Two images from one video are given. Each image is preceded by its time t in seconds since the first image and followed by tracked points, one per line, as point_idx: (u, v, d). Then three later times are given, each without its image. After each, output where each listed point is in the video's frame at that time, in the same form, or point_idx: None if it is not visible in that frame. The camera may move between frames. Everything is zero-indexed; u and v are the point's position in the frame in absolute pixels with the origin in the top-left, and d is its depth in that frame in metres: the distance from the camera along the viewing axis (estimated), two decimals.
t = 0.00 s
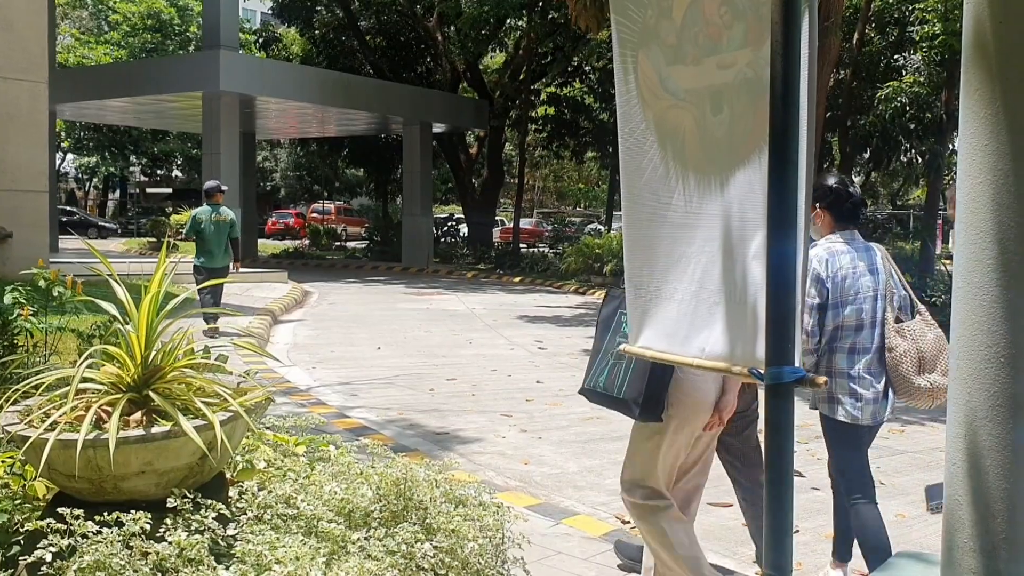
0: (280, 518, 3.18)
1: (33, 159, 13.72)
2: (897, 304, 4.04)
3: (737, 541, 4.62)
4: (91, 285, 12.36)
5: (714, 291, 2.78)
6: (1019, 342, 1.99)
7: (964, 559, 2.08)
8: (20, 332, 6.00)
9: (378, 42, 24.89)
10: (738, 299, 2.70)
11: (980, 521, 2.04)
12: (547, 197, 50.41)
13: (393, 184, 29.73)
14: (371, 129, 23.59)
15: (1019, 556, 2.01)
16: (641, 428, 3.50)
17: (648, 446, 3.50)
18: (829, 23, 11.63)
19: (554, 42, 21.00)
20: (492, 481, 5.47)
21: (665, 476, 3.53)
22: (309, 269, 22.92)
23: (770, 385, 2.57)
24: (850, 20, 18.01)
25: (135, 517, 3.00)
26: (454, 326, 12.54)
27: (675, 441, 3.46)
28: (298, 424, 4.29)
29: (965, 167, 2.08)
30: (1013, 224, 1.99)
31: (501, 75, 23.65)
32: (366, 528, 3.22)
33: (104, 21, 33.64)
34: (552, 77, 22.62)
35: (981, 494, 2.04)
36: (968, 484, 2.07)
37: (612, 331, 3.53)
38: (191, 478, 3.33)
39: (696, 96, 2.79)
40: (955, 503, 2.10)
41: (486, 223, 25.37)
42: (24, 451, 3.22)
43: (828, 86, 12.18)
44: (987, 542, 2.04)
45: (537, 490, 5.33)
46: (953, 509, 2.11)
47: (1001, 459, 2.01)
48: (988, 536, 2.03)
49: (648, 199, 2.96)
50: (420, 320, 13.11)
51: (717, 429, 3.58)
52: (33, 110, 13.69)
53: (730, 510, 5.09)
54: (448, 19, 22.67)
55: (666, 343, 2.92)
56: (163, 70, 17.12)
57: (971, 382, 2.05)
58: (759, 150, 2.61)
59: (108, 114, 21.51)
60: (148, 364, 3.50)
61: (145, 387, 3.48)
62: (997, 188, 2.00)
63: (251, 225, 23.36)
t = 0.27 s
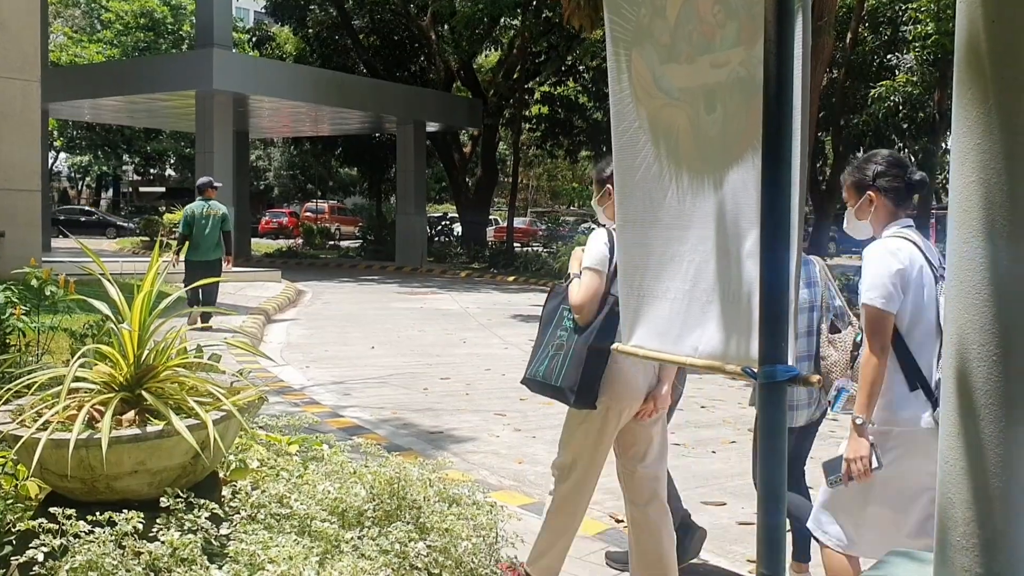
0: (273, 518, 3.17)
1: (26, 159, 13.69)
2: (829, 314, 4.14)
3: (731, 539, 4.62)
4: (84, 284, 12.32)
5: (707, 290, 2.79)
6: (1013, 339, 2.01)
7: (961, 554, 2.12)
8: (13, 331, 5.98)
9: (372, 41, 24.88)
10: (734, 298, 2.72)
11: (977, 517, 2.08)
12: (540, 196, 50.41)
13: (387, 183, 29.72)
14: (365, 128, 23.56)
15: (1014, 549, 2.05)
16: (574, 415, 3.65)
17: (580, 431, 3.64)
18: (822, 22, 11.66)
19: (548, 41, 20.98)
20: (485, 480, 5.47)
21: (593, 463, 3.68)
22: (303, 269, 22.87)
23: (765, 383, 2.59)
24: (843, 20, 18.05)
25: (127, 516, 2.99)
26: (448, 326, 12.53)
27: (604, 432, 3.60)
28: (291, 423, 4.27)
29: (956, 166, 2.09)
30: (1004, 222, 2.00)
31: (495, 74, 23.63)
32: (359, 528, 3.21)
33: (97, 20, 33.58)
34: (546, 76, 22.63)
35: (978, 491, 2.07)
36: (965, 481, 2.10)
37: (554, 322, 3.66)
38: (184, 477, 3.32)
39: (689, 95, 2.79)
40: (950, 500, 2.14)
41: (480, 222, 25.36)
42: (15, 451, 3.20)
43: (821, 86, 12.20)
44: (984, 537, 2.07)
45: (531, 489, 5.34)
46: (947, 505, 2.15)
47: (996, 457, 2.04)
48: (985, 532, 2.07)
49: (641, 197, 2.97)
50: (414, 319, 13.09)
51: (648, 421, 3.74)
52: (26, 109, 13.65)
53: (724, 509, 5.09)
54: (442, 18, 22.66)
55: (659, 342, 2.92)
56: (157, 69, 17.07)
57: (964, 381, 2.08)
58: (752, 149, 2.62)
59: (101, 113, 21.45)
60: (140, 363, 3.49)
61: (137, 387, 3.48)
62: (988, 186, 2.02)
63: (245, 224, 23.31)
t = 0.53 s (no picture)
0: (268, 517, 3.17)
1: (21, 157, 13.65)
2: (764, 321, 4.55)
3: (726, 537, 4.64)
4: (78, 283, 12.29)
5: (703, 289, 2.81)
6: (1006, 338, 2.07)
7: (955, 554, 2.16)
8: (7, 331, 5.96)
9: (368, 40, 24.84)
10: (730, 297, 2.72)
11: (973, 515, 2.12)
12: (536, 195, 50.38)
13: (383, 182, 29.68)
14: (361, 126, 23.52)
15: (1006, 548, 2.10)
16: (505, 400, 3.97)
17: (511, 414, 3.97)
18: (817, 22, 11.65)
19: (545, 40, 20.95)
20: (480, 480, 5.47)
21: (523, 448, 3.99)
22: (299, 268, 22.83)
23: (758, 381, 2.60)
24: (839, 19, 18.04)
25: (121, 516, 2.98)
26: (444, 325, 12.52)
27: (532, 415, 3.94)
28: (286, 422, 4.26)
29: (952, 167, 2.16)
30: (999, 223, 2.07)
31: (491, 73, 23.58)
32: (354, 527, 3.20)
33: (93, 18, 33.49)
34: (542, 75, 22.60)
35: (972, 490, 2.12)
36: (959, 481, 2.14)
37: (480, 314, 4.01)
38: (178, 476, 3.31)
39: (684, 94, 2.81)
40: (944, 499, 2.18)
41: (476, 221, 25.34)
42: (8, 450, 3.19)
43: (816, 85, 12.22)
44: (977, 537, 2.12)
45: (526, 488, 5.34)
46: (941, 505, 2.19)
47: (989, 455, 2.09)
48: (980, 530, 2.11)
49: (638, 197, 2.99)
50: (410, 318, 13.08)
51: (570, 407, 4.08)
52: (22, 107, 13.62)
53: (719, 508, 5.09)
54: (439, 17, 22.64)
55: (655, 341, 2.95)
56: (152, 68, 17.02)
57: (958, 380, 2.13)
58: (746, 148, 2.63)
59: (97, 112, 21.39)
60: (134, 362, 3.48)
61: (131, 386, 3.47)
62: (982, 186, 2.09)
63: (240, 223, 23.26)
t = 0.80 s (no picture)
0: (262, 516, 3.16)
1: (18, 156, 13.62)
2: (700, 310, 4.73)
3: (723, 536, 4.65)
4: (75, 282, 12.27)
5: (699, 290, 2.82)
6: (998, 340, 2.09)
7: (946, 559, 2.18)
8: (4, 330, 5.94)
9: (366, 38, 24.81)
10: (724, 298, 2.73)
11: (962, 519, 2.15)
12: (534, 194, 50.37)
13: (381, 181, 29.66)
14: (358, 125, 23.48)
15: (999, 551, 2.12)
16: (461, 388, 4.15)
17: (471, 405, 4.11)
18: (815, 22, 11.64)
19: (543, 39, 20.92)
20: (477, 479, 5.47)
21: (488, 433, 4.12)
22: (297, 267, 22.81)
23: (752, 382, 2.60)
24: (837, 18, 18.03)
25: (115, 515, 2.97)
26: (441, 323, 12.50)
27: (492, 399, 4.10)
28: (282, 422, 4.26)
29: (946, 167, 2.17)
30: (993, 223, 2.08)
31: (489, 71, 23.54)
32: (348, 526, 3.19)
33: (90, 17, 33.45)
34: (540, 73, 22.57)
35: (963, 494, 2.14)
36: (951, 486, 2.17)
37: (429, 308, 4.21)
38: (173, 475, 3.30)
39: (680, 93, 2.82)
40: (936, 503, 2.21)
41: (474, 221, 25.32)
42: (3, 449, 3.19)
43: (814, 83, 12.19)
44: (966, 542, 2.15)
45: (523, 488, 5.35)
46: (932, 509, 2.22)
47: (979, 458, 2.11)
48: (971, 535, 2.13)
49: (634, 196, 3.01)
50: (407, 317, 13.06)
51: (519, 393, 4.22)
52: (18, 105, 13.59)
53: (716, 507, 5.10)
54: (436, 16, 22.58)
55: (652, 341, 2.97)
56: (149, 66, 16.99)
57: (952, 383, 2.15)
58: (740, 147, 2.63)
59: (94, 110, 21.36)
60: (129, 361, 3.47)
61: (127, 385, 3.46)
62: (976, 184, 2.10)
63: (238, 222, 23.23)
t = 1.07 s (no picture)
0: (256, 517, 3.14)
1: (12, 153, 13.58)
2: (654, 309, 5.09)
3: (718, 536, 4.64)
4: (70, 280, 12.23)
5: (695, 290, 2.82)
6: (993, 340, 2.16)
7: (942, 553, 2.26)
8: None
9: (362, 37, 24.78)
10: (719, 297, 2.73)
11: (960, 514, 2.22)
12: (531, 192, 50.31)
13: (377, 179, 29.61)
14: (354, 123, 23.44)
15: (994, 545, 2.20)
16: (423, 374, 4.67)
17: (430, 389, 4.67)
18: (812, 21, 11.62)
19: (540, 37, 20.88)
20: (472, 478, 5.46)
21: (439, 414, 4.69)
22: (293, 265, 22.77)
23: (749, 383, 2.60)
24: (833, 18, 18.02)
25: (107, 516, 2.95)
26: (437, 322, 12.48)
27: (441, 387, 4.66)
28: (277, 422, 4.24)
29: (943, 169, 2.24)
30: (990, 224, 2.15)
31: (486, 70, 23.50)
32: (343, 527, 3.17)
33: (85, 15, 33.38)
34: (537, 72, 22.54)
35: (961, 491, 2.22)
36: (947, 483, 2.24)
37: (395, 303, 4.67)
38: (167, 476, 3.29)
39: (677, 92, 2.82)
40: (932, 499, 2.28)
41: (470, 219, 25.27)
42: None
43: (810, 82, 12.16)
44: (962, 538, 2.22)
45: (518, 487, 5.34)
46: (929, 505, 2.30)
47: (975, 455, 2.19)
48: (968, 531, 2.21)
49: (631, 196, 3.01)
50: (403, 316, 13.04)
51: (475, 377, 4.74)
52: (13, 103, 13.55)
53: (712, 506, 5.08)
54: (433, 13, 22.53)
55: (649, 341, 2.98)
56: (144, 64, 16.95)
57: (950, 384, 2.22)
58: (739, 146, 2.63)
59: (90, 108, 21.32)
60: (122, 361, 3.45)
61: (119, 385, 3.44)
62: (972, 186, 2.17)
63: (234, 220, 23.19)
